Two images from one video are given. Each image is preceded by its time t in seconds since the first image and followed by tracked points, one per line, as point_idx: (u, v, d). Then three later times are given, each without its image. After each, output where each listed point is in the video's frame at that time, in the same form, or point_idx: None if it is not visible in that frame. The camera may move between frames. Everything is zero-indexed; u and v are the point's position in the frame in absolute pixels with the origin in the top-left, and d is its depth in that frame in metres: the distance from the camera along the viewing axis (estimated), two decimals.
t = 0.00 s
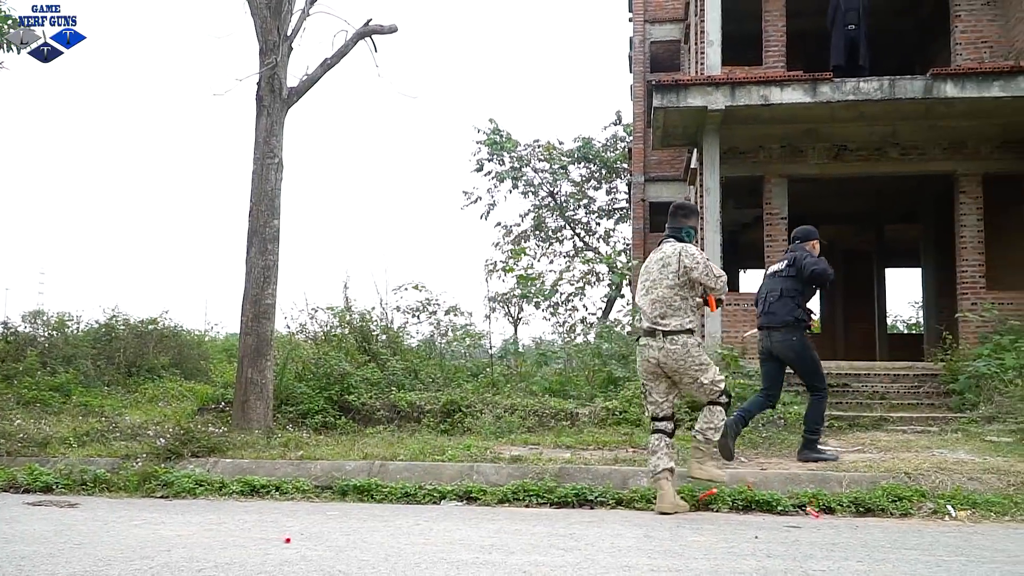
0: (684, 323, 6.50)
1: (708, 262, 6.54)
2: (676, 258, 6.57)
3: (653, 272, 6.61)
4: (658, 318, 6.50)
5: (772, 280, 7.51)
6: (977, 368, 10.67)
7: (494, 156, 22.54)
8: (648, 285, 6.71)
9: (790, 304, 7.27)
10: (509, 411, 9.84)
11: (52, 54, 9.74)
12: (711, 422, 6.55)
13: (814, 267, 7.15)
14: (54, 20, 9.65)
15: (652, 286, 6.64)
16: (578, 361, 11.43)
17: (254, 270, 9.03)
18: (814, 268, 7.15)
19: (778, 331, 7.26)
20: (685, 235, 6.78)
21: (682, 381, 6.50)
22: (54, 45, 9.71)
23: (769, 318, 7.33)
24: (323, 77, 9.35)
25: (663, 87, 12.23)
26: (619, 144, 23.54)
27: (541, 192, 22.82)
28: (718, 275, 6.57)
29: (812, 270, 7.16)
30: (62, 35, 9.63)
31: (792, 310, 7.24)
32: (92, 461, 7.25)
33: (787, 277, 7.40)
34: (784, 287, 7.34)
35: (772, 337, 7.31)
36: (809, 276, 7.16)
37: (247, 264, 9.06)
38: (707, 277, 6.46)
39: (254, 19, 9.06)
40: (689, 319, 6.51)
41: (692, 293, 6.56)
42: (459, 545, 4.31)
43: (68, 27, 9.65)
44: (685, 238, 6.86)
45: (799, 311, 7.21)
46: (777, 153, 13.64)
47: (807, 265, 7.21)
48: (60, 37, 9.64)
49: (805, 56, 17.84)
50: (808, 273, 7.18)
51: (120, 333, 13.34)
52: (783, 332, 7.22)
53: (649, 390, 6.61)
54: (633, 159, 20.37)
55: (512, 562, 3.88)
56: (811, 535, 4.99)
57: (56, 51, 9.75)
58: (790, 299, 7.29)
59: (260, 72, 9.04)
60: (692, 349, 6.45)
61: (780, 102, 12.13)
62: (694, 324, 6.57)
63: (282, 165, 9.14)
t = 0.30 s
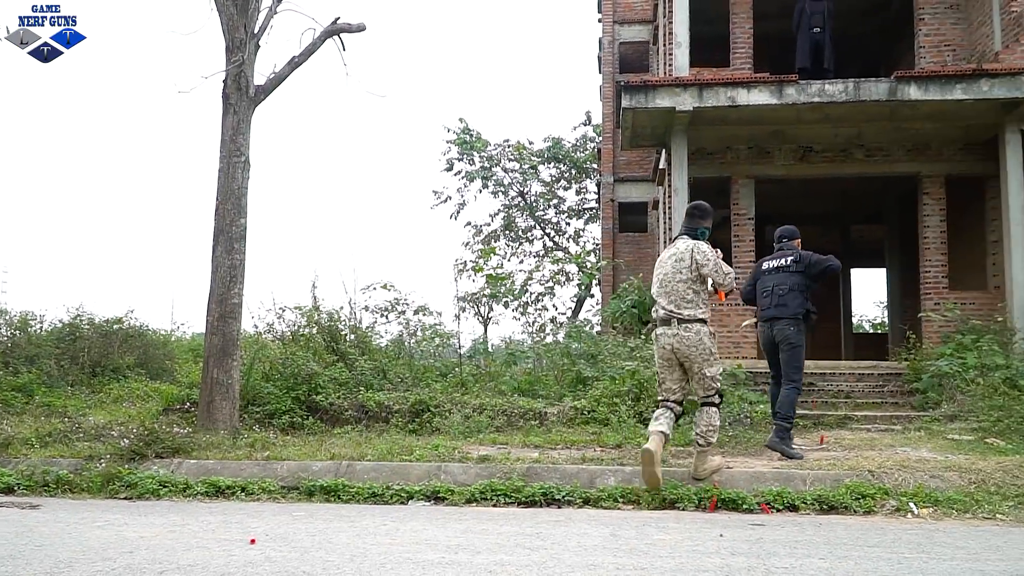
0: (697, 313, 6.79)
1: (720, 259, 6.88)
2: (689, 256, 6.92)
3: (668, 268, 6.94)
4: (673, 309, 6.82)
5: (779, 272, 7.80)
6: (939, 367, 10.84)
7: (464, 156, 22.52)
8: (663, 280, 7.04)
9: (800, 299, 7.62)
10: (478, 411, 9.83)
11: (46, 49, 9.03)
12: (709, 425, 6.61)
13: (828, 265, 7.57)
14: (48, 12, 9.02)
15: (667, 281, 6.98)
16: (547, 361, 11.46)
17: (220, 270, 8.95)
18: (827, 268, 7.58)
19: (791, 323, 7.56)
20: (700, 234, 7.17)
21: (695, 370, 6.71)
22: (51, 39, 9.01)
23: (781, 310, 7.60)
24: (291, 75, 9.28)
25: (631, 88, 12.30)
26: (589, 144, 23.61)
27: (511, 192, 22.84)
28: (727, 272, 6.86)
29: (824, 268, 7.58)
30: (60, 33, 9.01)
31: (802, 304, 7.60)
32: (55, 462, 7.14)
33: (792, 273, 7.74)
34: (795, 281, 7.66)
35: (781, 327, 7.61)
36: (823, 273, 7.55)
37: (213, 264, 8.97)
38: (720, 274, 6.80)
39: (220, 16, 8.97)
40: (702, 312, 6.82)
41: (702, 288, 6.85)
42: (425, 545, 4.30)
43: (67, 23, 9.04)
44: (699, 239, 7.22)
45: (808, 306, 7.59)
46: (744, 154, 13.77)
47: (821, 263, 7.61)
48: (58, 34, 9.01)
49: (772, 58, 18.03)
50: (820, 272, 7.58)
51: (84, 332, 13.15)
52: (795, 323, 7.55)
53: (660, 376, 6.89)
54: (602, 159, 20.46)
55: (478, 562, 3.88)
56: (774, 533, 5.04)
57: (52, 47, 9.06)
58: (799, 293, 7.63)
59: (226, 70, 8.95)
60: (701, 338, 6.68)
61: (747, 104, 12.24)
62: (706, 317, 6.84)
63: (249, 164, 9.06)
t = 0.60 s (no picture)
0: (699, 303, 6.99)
1: (724, 250, 7.09)
2: (695, 246, 7.11)
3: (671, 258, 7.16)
4: (674, 299, 7.06)
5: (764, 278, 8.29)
6: (910, 366, 10.97)
7: (440, 155, 22.49)
8: (668, 269, 7.21)
9: (785, 302, 8.11)
10: (453, 411, 9.82)
11: (47, 49, 8.85)
12: (682, 414, 6.84)
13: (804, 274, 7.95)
14: (48, 12, 8.85)
15: (670, 270, 7.18)
16: (523, 360, 11.48)
17: (192, 270, 8.87)
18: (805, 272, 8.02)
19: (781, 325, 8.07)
20: (698, 225, 7.34)
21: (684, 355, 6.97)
22: (51, 39, 8.83)
23: (769, 313, 8.12)
24: (265, 73, 9.22)
25: (607, 88, 12.34)
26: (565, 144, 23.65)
27: (488, 192, 22.83)
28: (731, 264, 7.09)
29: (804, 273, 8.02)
30: (60, 32, 8.85)
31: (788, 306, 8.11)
32: (24, 463, 7.06)
33: (776, 277, 8.20)
34: (779, 285, 8.14)
35: (770, 329, 8.13)
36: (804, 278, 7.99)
37: (186, 263, 8.90)
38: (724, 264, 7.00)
39: (192, 14, 8.89)
40: (703, 300, 7.01)
41: (705, 278, 7.06)
42: (399, 545, 4.30)
43: (67, 23, 8.89)
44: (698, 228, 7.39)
45: (793, 307, 8.09)
46: (718, 155, 13.84)
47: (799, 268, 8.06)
48: (58, 34, 8.85)
49: (747, 59, 18.15)
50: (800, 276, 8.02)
51: (55, 331, 12.99)
52: (784, 325, 8.06)
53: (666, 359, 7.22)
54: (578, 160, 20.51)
55: (451, 561, 3.88)
56: (746, 531, 5.09)
57: (52, 47, 8.88)
58: (784, 296, 8.11)
59: (199, 68, 8.88)
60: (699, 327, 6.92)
61: (721, 105, 12.30)
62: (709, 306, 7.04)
63: (223, 163, 9.00)
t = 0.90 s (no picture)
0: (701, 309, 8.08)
1: (725, 260, 8.16)
2: (699, 256, 8.16)
3: (677, 265, 8.22)
4: (680, 304, 8.14)
5: (768, 290, 8.72)
6: (885, 366, 11.06)
7: (420, 155, 22.47)
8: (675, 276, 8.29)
9: (787, 316, 8.60)
10: (432, 411, 9.81)
11: (47, 49, 8.74)
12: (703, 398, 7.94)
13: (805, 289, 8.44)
14: (47, 12, 8.74)
15: (677, 276, 8.26)
16: (502, 361, 11.49)
17: (168, 269, 8.80)
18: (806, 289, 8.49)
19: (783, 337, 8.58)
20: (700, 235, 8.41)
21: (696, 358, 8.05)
22: (51, 39, 8.72)
23: (772, 327, 8.61)
24: (241, 72, 9.16)
25: (586, 89, 12.35)
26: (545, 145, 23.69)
27: (467, 192, 22.83)
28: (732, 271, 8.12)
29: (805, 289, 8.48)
30: (60, 32, 8.75)
31: (790, 320, 8.60)
32: None
33: (778, 291, 8.64)
34: (782, 300, 8.60)
35: (772, 341, 8.63)
36: (806, 295, 8.46)
37: (161, 263, 8.82)
38: (724, 273, 8.06)
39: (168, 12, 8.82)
40: (704, 306, 8.11)
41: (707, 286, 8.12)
42: (375, 546, 4.29)
43: (67, 23, 8.78)
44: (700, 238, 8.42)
45: (795, 321, 8.60)
46: (696, 156, 13.88)
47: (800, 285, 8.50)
48: (58, 34, 8.75)
49: (725, 61, 18.27)
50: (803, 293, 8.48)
51: (29, 331, 12.86)
52: (787, 338, 8.57)
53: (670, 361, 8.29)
54: (558, 161, 20.54)
55: (426, 562, 3.86)
56: (722, 530, 5.11)
57: (52, 47, 8.77)
58: (786, 311, 8.60)
59: (174, 65, 8.82)
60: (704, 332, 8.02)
61: (699, 107, 12.36)
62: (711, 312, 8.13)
63: (199, 161, 8.94)
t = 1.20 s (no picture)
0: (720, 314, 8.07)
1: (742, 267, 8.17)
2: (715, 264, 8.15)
3: (694, 271, 8.19)
4: (699, 310, 8.08)
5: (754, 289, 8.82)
6: (864, 367, 11.13)
7: (403, 156, 22.43)
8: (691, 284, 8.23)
9: (777, 311, 8.76)
10: (414, 413, 9.79)
11: (46, 49, 8.66)
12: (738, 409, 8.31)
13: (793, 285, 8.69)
14: (47, 12, 8.66)
15: (693, 282, 8.21)
16: (484, 362, 11.49)
17: (148, 270, 8.74)
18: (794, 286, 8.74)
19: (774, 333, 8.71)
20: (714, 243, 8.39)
21: (718, 360, 8.01)
22: (51, 39, 8.64)
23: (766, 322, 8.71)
24: (223, 72, 9.12)
25: (569, 90, 12.38)
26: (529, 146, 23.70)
27: (451, 193, 22.81)
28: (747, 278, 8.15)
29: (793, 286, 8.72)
30: (60, 32, 8.67)
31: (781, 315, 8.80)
32: None
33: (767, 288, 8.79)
34: (773, 296, 8.75)
35: (768, 337, 8.76)
36: (795, 290, 8.75)
37: (141, 263, 8.77)
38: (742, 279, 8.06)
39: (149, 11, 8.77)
40: (722, 311, 8.08)
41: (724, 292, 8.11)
42: (356, 547, 4.28)
43: (67, 23, 8.71)
44: (714, 246, 8.43)
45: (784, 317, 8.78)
46: (679, 157, 13.91)
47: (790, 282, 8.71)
48: (58, 34, 8.66)
49: (708, 64, 18.34)
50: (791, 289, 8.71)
51: (8, 331, 12.75)
52: (779, 334, 8.72)
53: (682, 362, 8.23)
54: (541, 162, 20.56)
55: (406, 564, 3.86)
56: (702, 531, 5.13)
57: (53, 47, 8.69)
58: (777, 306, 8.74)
59: (155, 65, 8.75)
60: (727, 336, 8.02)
61: (682, 109, 12.41)
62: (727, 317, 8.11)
63: (180, 161, 8.89)
